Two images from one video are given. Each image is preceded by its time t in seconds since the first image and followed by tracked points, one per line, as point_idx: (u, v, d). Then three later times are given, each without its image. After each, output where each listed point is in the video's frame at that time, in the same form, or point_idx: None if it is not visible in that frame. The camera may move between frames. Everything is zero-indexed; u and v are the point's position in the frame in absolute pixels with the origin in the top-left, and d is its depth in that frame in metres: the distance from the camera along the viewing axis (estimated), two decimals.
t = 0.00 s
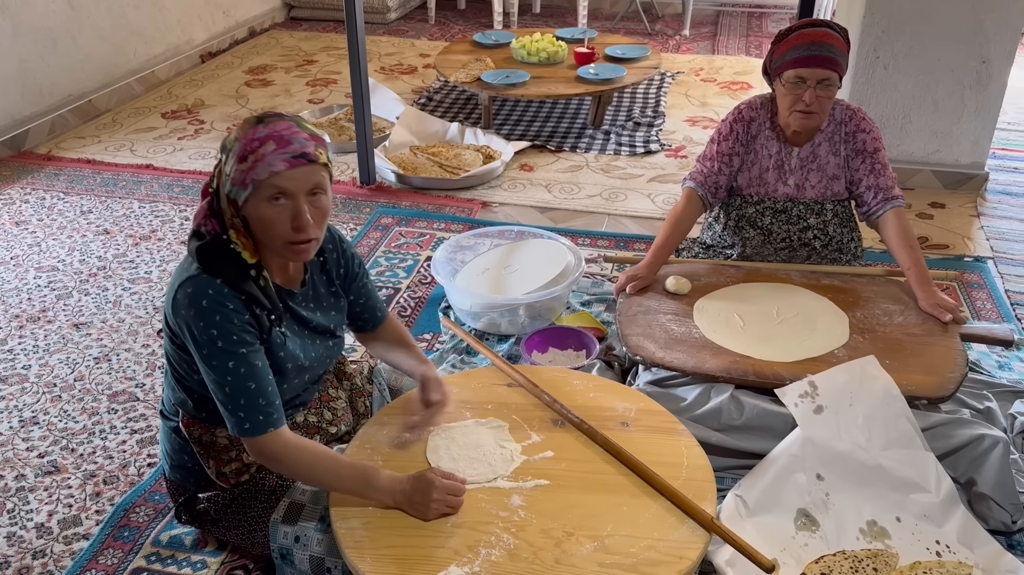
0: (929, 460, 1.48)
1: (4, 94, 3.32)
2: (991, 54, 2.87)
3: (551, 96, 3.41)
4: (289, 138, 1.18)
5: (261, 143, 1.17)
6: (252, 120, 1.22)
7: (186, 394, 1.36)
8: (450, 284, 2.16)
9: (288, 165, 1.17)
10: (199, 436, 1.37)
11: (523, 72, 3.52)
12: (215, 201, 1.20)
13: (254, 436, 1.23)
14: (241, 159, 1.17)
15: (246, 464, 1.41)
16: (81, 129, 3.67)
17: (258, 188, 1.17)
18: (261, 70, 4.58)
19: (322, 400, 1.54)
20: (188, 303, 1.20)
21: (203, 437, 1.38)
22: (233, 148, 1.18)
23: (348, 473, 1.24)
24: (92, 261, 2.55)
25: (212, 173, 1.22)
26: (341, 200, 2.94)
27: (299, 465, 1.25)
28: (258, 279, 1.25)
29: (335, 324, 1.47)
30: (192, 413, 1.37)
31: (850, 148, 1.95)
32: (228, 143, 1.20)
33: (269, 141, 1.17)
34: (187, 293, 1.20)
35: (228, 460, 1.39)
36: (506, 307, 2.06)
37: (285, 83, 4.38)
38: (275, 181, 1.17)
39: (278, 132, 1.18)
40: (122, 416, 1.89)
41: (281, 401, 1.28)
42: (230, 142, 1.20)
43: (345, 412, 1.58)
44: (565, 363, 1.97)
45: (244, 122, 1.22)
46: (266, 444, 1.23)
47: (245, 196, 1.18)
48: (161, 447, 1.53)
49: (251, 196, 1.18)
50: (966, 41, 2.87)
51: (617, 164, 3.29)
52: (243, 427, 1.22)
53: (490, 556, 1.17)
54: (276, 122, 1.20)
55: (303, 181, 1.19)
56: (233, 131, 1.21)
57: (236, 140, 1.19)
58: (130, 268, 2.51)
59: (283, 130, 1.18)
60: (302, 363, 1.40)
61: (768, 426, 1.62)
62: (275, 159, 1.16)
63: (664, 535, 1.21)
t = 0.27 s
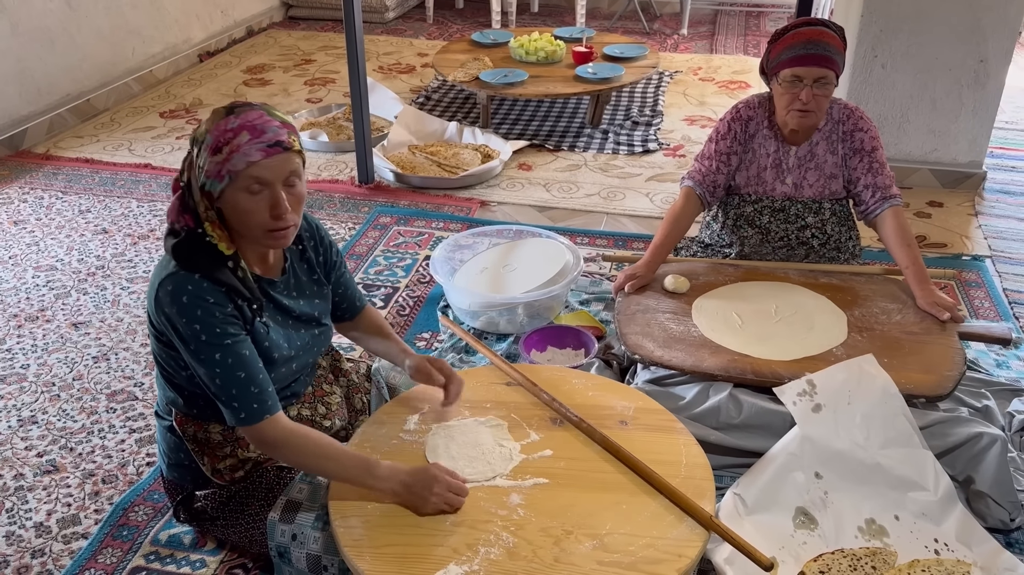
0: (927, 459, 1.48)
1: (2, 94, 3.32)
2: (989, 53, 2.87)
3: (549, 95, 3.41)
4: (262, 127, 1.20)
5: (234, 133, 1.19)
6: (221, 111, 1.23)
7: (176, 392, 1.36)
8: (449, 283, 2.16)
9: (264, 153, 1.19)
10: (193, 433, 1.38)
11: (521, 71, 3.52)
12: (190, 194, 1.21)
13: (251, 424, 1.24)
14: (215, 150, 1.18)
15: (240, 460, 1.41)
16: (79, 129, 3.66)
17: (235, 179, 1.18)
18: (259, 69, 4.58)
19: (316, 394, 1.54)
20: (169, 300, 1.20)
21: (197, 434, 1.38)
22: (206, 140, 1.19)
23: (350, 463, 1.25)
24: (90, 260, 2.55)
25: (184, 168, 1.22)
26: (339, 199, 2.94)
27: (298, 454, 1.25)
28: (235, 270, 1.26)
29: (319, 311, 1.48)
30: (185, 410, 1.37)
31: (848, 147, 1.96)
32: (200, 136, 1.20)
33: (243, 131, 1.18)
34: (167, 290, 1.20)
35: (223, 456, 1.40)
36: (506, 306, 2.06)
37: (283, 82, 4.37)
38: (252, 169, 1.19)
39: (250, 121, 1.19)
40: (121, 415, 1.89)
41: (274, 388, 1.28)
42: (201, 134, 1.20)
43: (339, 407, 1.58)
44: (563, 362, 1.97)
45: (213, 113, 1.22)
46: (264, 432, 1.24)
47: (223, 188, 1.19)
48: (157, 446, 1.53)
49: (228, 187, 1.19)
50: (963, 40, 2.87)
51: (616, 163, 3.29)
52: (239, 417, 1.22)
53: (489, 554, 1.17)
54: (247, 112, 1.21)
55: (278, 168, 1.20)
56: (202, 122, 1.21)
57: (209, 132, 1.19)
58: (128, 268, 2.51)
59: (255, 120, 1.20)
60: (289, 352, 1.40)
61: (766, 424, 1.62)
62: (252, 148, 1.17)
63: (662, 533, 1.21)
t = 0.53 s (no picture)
0: (925, 458, 1.48)
1: None
2: (986, 53, 2.88)
3: (547, 94, 3.41)
4: (288, 140, 1.23)
5: (264, 147, 1.20)
6: (229, 113, 1.20)
7: (169, 392, 1.36)
8: (447, 283, 2.16)
9: (291, 167, 1.24)
10: (188, 432, 1.38)
11: (519, 70, 3.52)
12: (193, 199, 1.18)
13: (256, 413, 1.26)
14: (242, 163, 1.19)
15: (237, 459, 1.41)
16: (76, 127, 3.66)
17: (260, 190, 1.22)
18: (257, 68, 4.57)
19: (311, 391, 1.54)
20: (159, 301, 1.21)
21: (193, 433, 1.38)
22: (230, 150, 1.18)
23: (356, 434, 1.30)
24: (88, 259, 2.55)
25: (186, 170, 1.18)
26: (337, 198, 2.94)
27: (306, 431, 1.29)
28: (225, 274, 1.24)
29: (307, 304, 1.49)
30: (179, 410, 1.37)
31: (846, 147, 1.96)
32: (217, 142, 1.18)
33: (273, 146, 1.21)
34: (156, 291, 1.21)
35: (219, 454, 1.40)
36: (503, 305, 2.06)
37: (281, 81, 4.37)
38: (277, 183, 1.24)
39: (278, 135, 1.22)
40: (118, 414, 1.89)
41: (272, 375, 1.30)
42: (219, 140, 1.18)
43: (334, 403, 1.57)
44: (561, 361, 1.97)
45: (223, 116, 1.20)
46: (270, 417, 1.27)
47: (241, 196, 1.21)
48: (154, 446, 1.53)
49: (248, 196, 1.22)
50: (961, 40, 2.88)
51: (614, 162, 3.29)
52: (240, 408, 1.24)
53: (487, 553, 1.17)
54: (268, 121, 1.22)
55: (298, 181, 1.27)
56: (216, 127, 1.18)
57: (231, 142, 1.18)
58: (126, 266, 2.51)
59: (281, 133, 1.23)
60: (279, 345, 1.41)
61: (764, 423, 1.62)
62: (285, 164, 1.22)
63: (660, 532, 1.21)
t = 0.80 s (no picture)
0: (921, 459, 1.48)
1: None
2: (984, 54, 2.88)
3: (546, 94, 3.41)
4: (287, 136, 1.24)
5: (266, 143, 1.21)
6: (230, 109, 1.20)
7: (166, 391, 1.36)
8: (445, 281, 2.16)
9: (292, 163, 1.25)
10: (184, 431, 1.37)
11: (518, 70, 3.52)
12: (192, 195, 1.18)
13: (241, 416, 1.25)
14: (244, 158, 1.19)
15: (233, 457, 1.41)
16: (74, 124, 3.65)
17: (261, 186, 1.23)
18: (255, 66, 4.57)
19: (307, 388, 1.54)
20: (156, 297, 1.21)
21: (189, 432, 1.38)
22: (231, 145, 1.18)
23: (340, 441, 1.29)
24: (85, 257, 2.54)
25: (186, 166, 1.18)
26: (335, 197, 2.94)
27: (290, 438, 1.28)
28: (221, 270, 1.24)
29: (304, 301, 1.49)
30: (175, 408, 1.37)
31: (843, 148, 1.96)
32: (218, 138, 1.18)
33: (275, 142, 1.22)
34: (154, 287, 1.20)
35: (215, 453, 1.39)
36: (499, 305, 2.06)
37: (279, 79, 4.36)
38: (277, 178, 1.24)
39: (278, 132, 1.23)
40: (115, 412, 1.89)
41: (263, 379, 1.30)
42: (220, 136, 1.18)
43: (330, 401, 1.57)
44: (559, 361, 1.97)
45: (223, 112, 1.20)
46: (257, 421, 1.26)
47: (242, 192, 1.22)
48: (151, 445, 1.53)
49: (249, 192, 1.22)
50: (960, 42, 2.88)
51: (612, 162, 3.29)
52: (229, 411, 1.24)
53: (484, 552, 1.17)
54: (268, 117, 1.23)
55: (297, 176, 1.28)
56: (216, 123, 1.18)
57: (233, 138, 1.19)
58: (123, 264, 2.51)
59: (282, 130, 1.23)
60: (275, 343, 1.41)
61: (761, 424, 1.62)
62: (286, 160, 1.23)
63: (657, 532, 1.21)
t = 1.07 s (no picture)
0: (916, 461, 1.49)
1: None
2: (982, 56, 2.89)
3: (544, 93, 3.41)
4: (247, 113, 1.22)
5: (220, 118, 1.21)
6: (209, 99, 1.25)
7: (160, 385, 1.36)
8: (442, 280, 2.16)
9: (250, 138, 1.21)
10: (179, 427, 1.37)
11: (516, 69, 3.52)
12: (179, 181, 1.23)
13: (203, 425, 1.26)
14: (201, 135, 1.21)
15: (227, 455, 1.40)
16: (71, 121, 3.64)
17: (219, 163, 1.21)
18: (253, 64, 4.56)
19: (303, 388, 1.53)
20: (150, 291, 1.20)
21: (184, 428, 1.38)
22: (192, 125, 1.21)
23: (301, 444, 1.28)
24: (81, 254, 2.54)
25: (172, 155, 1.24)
26: (332, 195, 2.93)
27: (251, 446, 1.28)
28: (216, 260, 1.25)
29: (304, 304, 1.49)
30: (170, 404, 1.37)
31: (839, 149, 1.96)
32: (186, 121, 1.23)
33: (229, 116, 1.21)
34: (149, 280, 1.20)
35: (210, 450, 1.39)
36: (497, 304, 2.06)
37: (278, 77, 4.36)
38: (237, 154, 1.21)
39: (237, 108, 1.22)
40: (110, 409, 1.88)
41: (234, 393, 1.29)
42: (188, 120, 1.23)
43: (327, 402, 1.56)
44: (555, 361, 1.97)
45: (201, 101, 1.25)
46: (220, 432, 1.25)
47: (208, 172, 1.21)
48: (146, 442, 1.53)
49: (213, 172, 1.21)
50: (958, 44, 2.88)
51: (610, 162, 3.29)
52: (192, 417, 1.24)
53: (478, 552, 1.17)
54: (234, 98, 1.23)
55: (265, 154, 1.23)
56: (190, 110, 1.24)
57: (196, 118, 1.22)
58: (119, 261, 2.50)
59: (242, 106, 1.22)
60: (270, 345, 1.40)
61: (756, 425, 1.62)
62: (237, 132, 1.20)
63: (652, 532, 1.21)
